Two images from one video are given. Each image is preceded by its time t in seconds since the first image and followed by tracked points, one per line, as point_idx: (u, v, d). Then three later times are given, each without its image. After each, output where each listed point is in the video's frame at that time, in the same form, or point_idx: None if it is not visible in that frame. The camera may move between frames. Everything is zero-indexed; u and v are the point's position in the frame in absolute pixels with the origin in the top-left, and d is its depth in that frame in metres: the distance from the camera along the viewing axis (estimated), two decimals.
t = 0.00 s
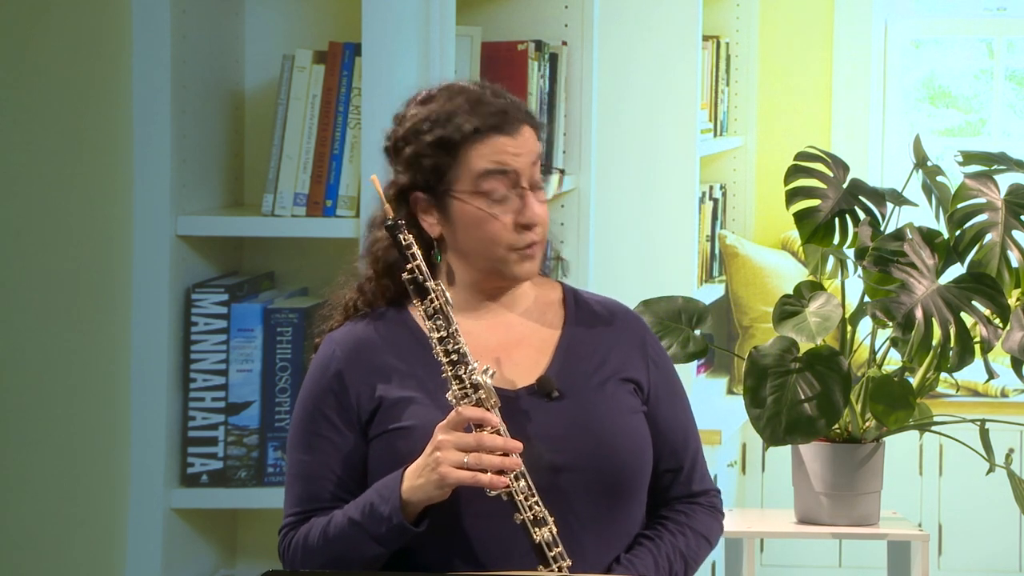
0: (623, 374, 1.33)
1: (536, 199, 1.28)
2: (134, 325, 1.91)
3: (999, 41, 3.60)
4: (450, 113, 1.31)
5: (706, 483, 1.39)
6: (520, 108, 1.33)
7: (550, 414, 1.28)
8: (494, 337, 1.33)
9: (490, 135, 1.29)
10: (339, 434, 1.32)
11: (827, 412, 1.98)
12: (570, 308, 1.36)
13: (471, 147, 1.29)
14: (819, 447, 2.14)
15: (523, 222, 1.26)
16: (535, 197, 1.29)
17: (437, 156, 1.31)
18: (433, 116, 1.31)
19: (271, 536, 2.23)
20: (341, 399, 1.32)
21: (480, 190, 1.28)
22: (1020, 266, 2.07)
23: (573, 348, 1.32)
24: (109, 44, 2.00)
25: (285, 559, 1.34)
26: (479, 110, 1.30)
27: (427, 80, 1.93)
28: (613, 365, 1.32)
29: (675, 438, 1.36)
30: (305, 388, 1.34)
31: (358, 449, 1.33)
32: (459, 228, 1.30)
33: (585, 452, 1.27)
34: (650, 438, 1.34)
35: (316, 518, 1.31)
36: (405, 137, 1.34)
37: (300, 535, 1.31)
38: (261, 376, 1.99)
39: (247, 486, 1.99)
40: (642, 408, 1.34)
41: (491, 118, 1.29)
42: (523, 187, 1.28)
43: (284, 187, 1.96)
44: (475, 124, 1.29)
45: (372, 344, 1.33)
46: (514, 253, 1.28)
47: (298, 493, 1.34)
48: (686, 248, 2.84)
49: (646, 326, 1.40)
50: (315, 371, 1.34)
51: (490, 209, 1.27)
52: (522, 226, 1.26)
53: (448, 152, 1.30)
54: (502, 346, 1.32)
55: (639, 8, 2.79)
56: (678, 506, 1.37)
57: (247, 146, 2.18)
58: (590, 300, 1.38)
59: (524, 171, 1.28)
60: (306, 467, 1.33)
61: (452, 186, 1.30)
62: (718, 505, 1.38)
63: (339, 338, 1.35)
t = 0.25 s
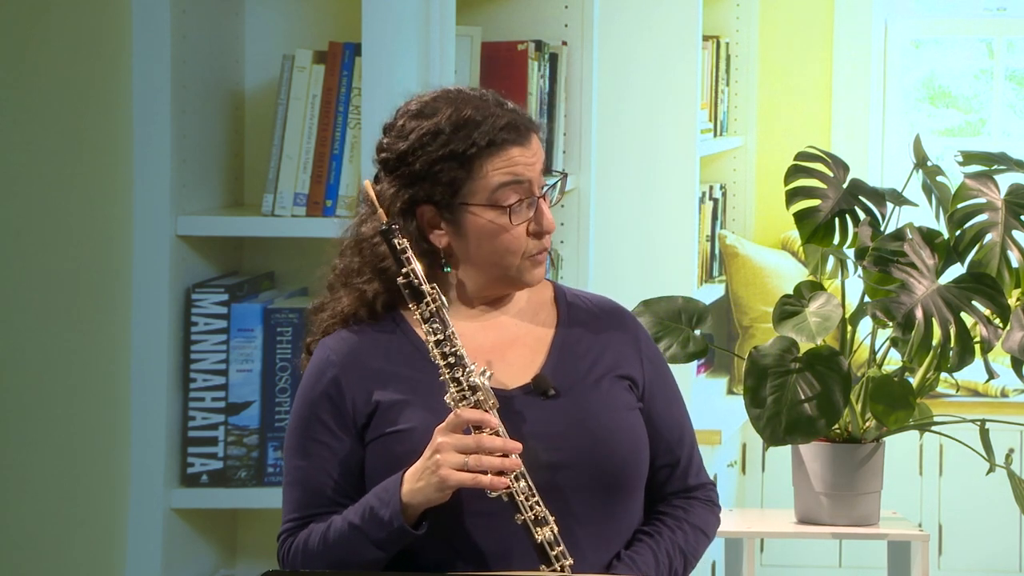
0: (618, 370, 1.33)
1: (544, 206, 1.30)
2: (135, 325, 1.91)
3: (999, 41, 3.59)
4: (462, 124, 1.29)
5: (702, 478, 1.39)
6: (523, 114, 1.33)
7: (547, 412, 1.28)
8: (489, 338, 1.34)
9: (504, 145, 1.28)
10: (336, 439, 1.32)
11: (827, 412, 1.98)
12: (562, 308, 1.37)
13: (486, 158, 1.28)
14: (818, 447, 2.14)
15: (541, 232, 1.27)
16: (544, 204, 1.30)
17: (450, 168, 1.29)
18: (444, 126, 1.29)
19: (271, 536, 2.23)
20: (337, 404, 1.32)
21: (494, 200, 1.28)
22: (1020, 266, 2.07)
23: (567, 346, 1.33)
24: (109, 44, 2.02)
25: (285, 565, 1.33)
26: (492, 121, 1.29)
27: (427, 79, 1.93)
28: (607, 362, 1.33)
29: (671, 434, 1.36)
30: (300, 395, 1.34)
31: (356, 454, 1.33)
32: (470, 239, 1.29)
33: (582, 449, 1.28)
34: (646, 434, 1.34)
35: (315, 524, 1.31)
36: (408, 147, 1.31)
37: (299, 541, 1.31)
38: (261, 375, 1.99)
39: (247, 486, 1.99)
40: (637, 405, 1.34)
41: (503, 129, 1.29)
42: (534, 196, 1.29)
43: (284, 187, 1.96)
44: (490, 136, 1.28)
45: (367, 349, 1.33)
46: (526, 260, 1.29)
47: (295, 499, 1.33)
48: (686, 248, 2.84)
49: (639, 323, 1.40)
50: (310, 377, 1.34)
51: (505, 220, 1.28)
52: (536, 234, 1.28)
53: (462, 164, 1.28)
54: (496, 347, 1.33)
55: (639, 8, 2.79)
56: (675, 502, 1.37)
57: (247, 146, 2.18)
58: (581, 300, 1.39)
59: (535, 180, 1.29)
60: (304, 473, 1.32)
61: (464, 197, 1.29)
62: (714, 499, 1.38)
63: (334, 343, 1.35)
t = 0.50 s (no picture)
0: (620, 372, 1.33)
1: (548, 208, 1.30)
2: (134, 325, 1.91)
3: (999, 41, 3.59)
4: (467, 125, 1.28)
5: (700, 480, 1.39)
6: (528, 115, 1.33)
7: (550, 413, 1.28)
8: (493, 339, 1.34)
9: (509, 147, 1.28)
10: (339, 438, 1.32)
11: (827, 412, 1.98)
12: (564, 309, 1.37)
13: (490, 159, 1.28)
14: (819, 447, 2.14)
15: (544, 234, 1.28)
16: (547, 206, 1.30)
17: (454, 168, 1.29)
18: (448, 127, 1.29)
19: (271, 536, 2.23)
20: (340, 404, 1.32)
21: (498, 201, 1.28)
22: (1020, 266, 2.07)
23: (569, 348, 1.33)
24: (109, 44, 2.03)
25: (287, 565, 1.33)
26: (498, 123, 1.29)
27: (427, 79, 1.93)
28: (609, 363, 1.33)
29: (671, 435, 1.36)
30: (302, 394, 1.34)
31: (358, 454, 1.33)
32: (473, 240, 1.29)
33: (585, 450, 1.28)
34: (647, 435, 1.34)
35: (318, 524, 1.31)
36: (412, 147, 1.30)
37: (302, 540, 1.31)
38: (261, 375, 1.99)
39: (247, 486, 1.99)
40: (638, 405, 1.34)
41: (508, 130, 1.29)
42: (537, 197, 1.29)
43: (284, 187, 1.96)
44: (495, 137, 1.28)
45: (370, 349, 1.33)
46: (528, 261, 1.29)
47: (298, 498, 1.33)
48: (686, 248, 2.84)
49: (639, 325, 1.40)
50: (313, 376, 1.34)
51: (509, 221, 1.28)
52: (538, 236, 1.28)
53: (466, 166, 1.28)
54: (500, 347, 1.33)
55: (639, 8, 2.79)
56: (675, 502, 1.37)
57: (247, 146, 2.18)
58: (582, 301, 1.39)
59: (539, 181, 1.29)
60: (306, 473, 1.32)
61: (468, 197, 1.29)
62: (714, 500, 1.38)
63: (336, 342, 1.35)
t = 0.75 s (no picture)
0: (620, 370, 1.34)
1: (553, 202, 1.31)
2: (134, 325, 1.91)
3: (999, 41, 3.59)
4: (469, 125, 1.29)
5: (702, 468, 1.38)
6: (528, 111, 1.33)
7: (553, 413, 1.30)
8: (498, 340, 1.34)
9: (511, 143, 1.29)
10: (346, 436, 1.32)
11: (827, 412, 1.98)
12: (565, 308, 1.37)
13: (494, 157, 1.29)
14: (819, 447, 2.14)
15: (551, 228, 1.28)
16: (552, 200, 1.31)
17: (459, 168, 1.29)
18: (450, 128, 1.29)
19: (271, 536, 2.23)
20: (348, 402, 1.32)
21: (504, 199, 1.28)
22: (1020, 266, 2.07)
23: (571, 349, 1.33)
24: (109, 44, 2.03)
25: (291, 562, 1.33)
26: (499, 120, 1.29)
27: (427, 79, 1.93)
28: (609, 361, 1.34)
29: (671, 428, 1.38)
30: (307, 390, 1.34)
31: (365, 452, 1.34)
32: (480, 239, 1.30)
33: (586, 450, 1.30)
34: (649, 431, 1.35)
35: (323, 521, 1.31)
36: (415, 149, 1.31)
37: (308, 538, 1.30)
38: (261, 375, 1.99)
39: (247, 486, 1.99)
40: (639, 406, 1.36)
41: (510, 127, 1.29)
42: (542, 192, 1.30)
43: (284, 187, 1.96)
44: (497, 134, 1.28)
45: (378, 347, 1.34)
46: (536, 257, 1.29)
47: (302, 495, 1.32)
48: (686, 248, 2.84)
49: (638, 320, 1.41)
50: (320, 372, 1.33)
51: (515, 217, 1.28)
52: (545, 230, 1.28)
53: (470, 165, 1.29)
54: (505, 349, 1.33)
55: (639, 8, 2.79)
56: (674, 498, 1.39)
57: (247, 146, 2.18)
58: (583, 300, 1.39)
59: (543, 176, 1.30)
60: (312, 470, 1.32)
61: (474, 196, 1.29)
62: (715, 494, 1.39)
63: (342, 340, 1.35)
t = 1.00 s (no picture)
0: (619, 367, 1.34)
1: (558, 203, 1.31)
2: (134, 325, 1.91)
3: (999, 41, 3.59)
4: (472, 127, 1.30)
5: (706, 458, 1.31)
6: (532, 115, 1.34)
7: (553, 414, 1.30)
8: (500, 340, 1.35)
9: (516, 144, 1.30)
10: (349, 437, 1.32)
11: (827, 412, 1.98)
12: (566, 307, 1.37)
13: (498, 158, 1.29)
14: (819, 447, 2.14)
15: (557, 227, 1.28)
16: (558, 201, 1.31)
17: (463, 170, 1.30)
18: (453, 129, 1.30)
19: (271, 536, 2.23)
20: (351, 403, 1.32)
21: (509, 199, 1.29)
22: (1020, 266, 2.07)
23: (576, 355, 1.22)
24: (109, 44, 2.04)
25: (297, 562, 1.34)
26: (503, 122, 1.30)
27: (427, 80, 1.93)
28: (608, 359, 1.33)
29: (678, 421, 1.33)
30: (310, 391, 1.34)
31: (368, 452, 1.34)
32: (485, 239, 1.30)
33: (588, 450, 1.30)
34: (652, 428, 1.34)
35: (328, 523, 1.31)
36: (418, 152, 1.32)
37: (312, 539, 1.31)
38: (261, 375, 1.99)
39: (247, 486, 1.99)
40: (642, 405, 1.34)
41: (514, 129, 1.30)
42: (547, 193, 1.30)
43: (284, 187, 1.97)
44: (501, 136, 1.29)
45: (380, 348, 1.33)
46: (542, 256, 1.29)
47: (307, 497, 1.33)
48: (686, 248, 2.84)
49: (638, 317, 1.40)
50: (322, 373, 1.34)
51: (521, 217, 1.29)
52: (551, 229, 1.29)
53: (475, 166, 1.30)
54: (506, 348, 1.35)
55: (639, 8, 2.79)
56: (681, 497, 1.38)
57: (247, 146, 2.18)
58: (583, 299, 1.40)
59: (549, 177, 1.30)
60: (316, 471, 1.32)
61: (479, 197, 1.30)
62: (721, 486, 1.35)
63: (345, 341, 1.35)
